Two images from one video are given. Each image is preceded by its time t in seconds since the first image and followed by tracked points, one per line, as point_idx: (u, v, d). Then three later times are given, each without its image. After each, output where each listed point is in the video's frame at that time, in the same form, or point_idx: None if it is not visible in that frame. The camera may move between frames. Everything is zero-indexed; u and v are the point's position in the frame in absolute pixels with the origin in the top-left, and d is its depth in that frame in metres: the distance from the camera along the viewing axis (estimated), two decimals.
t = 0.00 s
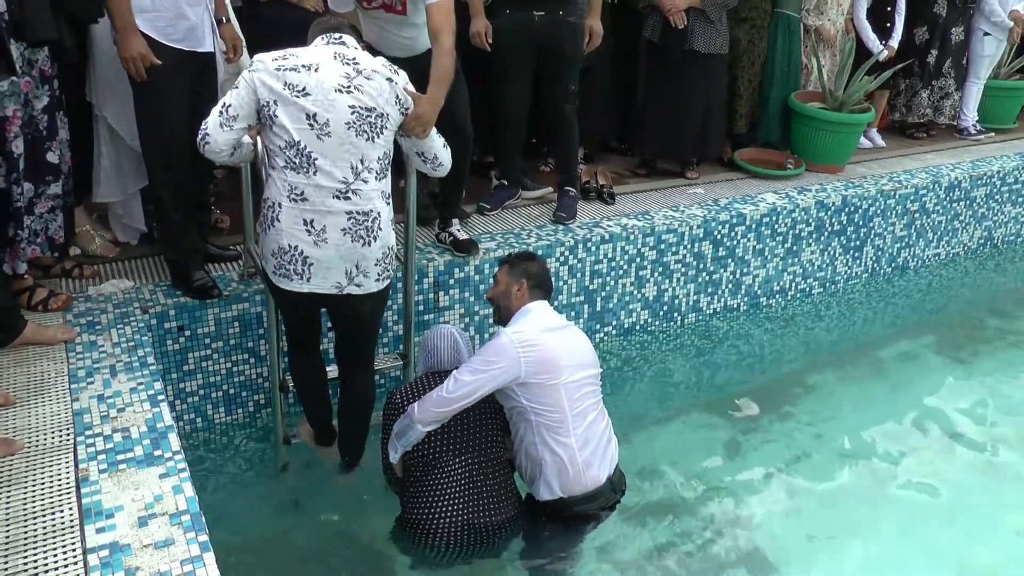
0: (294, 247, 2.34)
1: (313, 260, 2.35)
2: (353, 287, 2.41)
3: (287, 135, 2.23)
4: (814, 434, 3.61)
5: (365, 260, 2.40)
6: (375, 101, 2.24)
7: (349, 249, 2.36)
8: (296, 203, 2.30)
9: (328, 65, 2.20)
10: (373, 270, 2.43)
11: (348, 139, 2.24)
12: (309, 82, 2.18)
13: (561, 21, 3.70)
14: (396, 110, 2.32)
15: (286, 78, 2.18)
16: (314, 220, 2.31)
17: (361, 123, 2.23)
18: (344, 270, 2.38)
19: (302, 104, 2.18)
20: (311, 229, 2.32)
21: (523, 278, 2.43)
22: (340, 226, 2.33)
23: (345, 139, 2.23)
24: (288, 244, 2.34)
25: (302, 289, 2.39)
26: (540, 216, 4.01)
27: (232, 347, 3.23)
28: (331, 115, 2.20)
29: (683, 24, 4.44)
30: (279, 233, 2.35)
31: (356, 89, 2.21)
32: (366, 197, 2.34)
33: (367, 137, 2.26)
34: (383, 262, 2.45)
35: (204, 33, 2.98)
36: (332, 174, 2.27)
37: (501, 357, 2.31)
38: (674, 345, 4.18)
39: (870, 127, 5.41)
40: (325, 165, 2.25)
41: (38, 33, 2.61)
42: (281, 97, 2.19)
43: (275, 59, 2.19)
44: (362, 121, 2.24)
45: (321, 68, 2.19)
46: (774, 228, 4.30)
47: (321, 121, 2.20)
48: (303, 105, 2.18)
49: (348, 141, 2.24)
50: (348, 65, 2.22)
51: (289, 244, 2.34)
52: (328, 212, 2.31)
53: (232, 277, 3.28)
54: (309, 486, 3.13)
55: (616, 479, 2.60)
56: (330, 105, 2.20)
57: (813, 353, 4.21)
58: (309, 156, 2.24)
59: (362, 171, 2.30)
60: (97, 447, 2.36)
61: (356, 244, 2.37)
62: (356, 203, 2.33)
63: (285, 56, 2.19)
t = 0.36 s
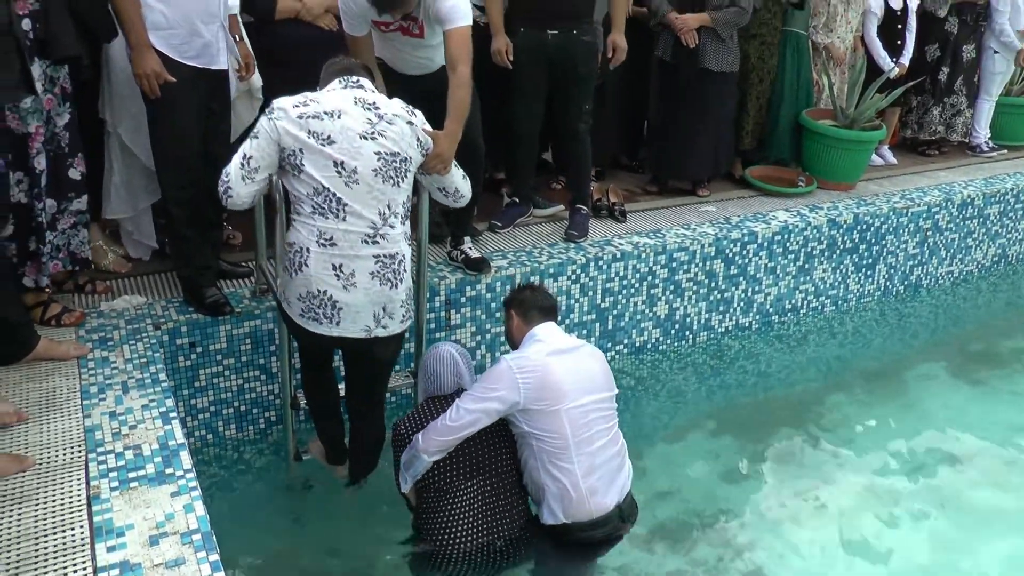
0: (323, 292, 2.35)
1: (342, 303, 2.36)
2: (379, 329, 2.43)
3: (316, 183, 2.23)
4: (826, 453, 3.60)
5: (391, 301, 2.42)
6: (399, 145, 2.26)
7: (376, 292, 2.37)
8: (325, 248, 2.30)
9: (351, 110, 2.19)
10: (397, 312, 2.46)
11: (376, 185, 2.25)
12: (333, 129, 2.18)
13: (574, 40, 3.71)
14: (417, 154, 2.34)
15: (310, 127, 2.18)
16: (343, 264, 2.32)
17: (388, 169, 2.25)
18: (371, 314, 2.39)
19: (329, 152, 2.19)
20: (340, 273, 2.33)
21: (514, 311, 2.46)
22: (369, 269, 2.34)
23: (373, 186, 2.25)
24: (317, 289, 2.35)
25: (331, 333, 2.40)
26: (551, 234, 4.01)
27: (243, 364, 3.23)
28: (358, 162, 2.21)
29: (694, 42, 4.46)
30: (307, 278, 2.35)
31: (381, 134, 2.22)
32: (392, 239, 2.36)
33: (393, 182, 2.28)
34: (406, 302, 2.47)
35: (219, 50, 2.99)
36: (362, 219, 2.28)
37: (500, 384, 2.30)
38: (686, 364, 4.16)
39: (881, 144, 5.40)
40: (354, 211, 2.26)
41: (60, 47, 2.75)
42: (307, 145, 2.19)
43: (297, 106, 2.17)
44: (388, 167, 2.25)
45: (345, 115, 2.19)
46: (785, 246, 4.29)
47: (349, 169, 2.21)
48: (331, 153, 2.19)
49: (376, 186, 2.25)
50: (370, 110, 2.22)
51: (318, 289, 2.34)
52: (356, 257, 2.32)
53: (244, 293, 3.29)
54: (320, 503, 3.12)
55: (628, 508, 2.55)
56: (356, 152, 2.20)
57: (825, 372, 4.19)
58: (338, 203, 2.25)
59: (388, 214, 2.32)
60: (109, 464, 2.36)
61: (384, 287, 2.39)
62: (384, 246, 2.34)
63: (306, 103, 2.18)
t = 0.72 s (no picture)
0: (386, 365, 2.42)
1: (405, 376, 2.43)
2: (439, 398, 2.51)
3: (379, 258, 2.32)
4: (871, 493, 3.55)
5: (449, 369, 2.51)
6: (459, 217, 2.37)
7: (436, 362, 2.46)
8: (389, 321, 2.38)
9: (413, 184, 2.30)
10: (452, 379, 2.54)
11: (438, 258, 2.36)
12: (397, 204, 2.28)
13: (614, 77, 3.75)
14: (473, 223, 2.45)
15: (373, 201, 2.27)
16: (406, 337, 2.40)
17: (448, 242, 2.36)
18: (433, 384, 2.48)
19: (393, 227, 2.29)
20: (403, 345, 2.41)
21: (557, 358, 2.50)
22: (430, 339, 2.43)
23: (435, 259, 2.35)
24: (380, 361, 2.42)
25: (392, 404, 2.46)
26: (592, 270, 4.02)
27: (285, 398, 3.26)
28: (421, 236, 2.31)
29: (731, 80, 4.48)
30: (369, 352, 2.42)
31: (442, 208, 2.33)
32: (451, 309, 2.46)
33: (452, 254, 2.39)
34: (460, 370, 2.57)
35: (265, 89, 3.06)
36: (424, 290, 2.38)
37: (550, 415, 2.33)
38: (728, 401, 4.13)
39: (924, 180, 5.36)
40: (417, 283, 2.36)
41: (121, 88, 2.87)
42: (371, 219, 2.28)
43: (361, 178, 2.27)
44: (448, 239, 2.36)
45: (407, 188, 2.29)
46: (827, 283, 4.26)
47: (413, 244, 2.31)
48: (395, 228, 2.29)
49: (438, 260, 2.36)
50: (431, 182, 2.32)
51: (381, 362, 2.41)
52: (418, 328, 2.40)
53: (287, 328, 3.33)
54: (360, 538, 3.12)
55: (676, 544, 2.51)
56: (419, 226, 2.31)
57: (869, 411, 4.14)
58: (402, 277, 2.34)
59: (448, 285, 2.43)
60: (153, 496, 2.39)
61: (444, 356, 2.48)
62: (444, 317, 2.44)
63: (370, 174, 2.27)
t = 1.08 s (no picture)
0: (415, 390, 2.43)
1: (434, 398, 2.45)
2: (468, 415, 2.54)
3: (401, 285, 2.34)
4: (884, 501, 3.53)
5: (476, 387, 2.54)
6: (479, 239, 2.37)
7: (462, 381, 2.48)
8: (414, 345, 2.40)
9: (432, 209, 2.30)
10: (477, 397, 2.58)
11: (460, 281, 2.37)
12: (416, 229, 2.29)
13: (626, 86, 3.75)
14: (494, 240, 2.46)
15: (393, 227, 2.28)
16: (431, 359, 2.42)
17: (469, 265, 2.37)
18: (460, 404, 2.50)
19: (414, 253, 2.30)
20: (430, 367, 2.42)
21: (575, 366, 2.51)
22: (456, 360, 2.45)
23: (457, 282, 2.37)
24: (409, 387, 2.43)
25: (423, 426, 2.48)
26: (603, 276, 4.02)
27: (296, 405, 3.27)
28: (443, 261, 2.32)
29: (743, 87, 4.47)
30: (397, 377, 2.42)
31: (462, 230, 2.33)
32: (474, 328, 2.48)
33: (473, 275, 2.40)
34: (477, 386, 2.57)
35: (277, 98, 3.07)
36: (448, 313, 2.40)
37: (572, 420, 2.32)
38: (739, 409, 4.12)
39: (937, 186, 5.34)
40: (440, 307, 2.38)
41: (137, 96, 2.95)
42: (389, 244, 2.29)
43: (379, 204, 2.27)
44: (469, 261, 2.37)
45: (426, 212, 2.29)
46: (839, 289, 4.25)
47: (434, 269, 2.32)
48: (415, 253, 2.30)
49: (459, 282, 2.37)
50: (450, 205, 2.32)
51: (410, 387, 2.43)
52: (444, 350, 2.42)
53: (298, 334, 3.34)
54: (370, 543, 3.13)
55: (693, 551, 2.51)
56: (440, 251, 2.32)
57: (882, 418, 4.12)
58: (425, 302, 2.36)
59: (470, 306, 2.45)
60: (164, 502, 2.40)
61: (469, 375, 2.50)
62: (468, 336, 2.46)
63: (389, 200, 2.28)
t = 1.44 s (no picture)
0: (421, 385, 2.43)
1: (440, 392, 2.44)
2: (475, 408, 2.54)
3: (405, 282, 2.34)
4: (883, 494, 3.54)
5: (482, 380, 2.54)
6: (483, 237, 2.38)
7: (468, 375, 2.48)
8: (419, 341, 2.40)
9: (435, 206, 2.30)
10: (486, 390, 2.58)
11: (463, 278, 2.38)
12: (420, 226, 2.29)
13: (625, 80, 3.75)
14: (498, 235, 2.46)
15: (396, 225, 2.28)
16: (436, 354, 2.42)
17: (473, 262, 2.37)
18: (467, 397, 2.50)
19: (417, 250, 2.30)
20: (434, 362, 2.42)
21: (577, 356, 2.51)
22: (460, 354, 2.45)
23: (460, 278, 2.37)
24: (414, 382, 2.42)
25: (431, 421, 2.48)
26: (602, 270, 4.02)
27: (296, 400, 3.27)
28: (446, 258, 2.33)
29: (743, 82, 4.47)
30: (403, 373, 2.42)
31: (466, 228, 2.34)
32: (478, 322, 2.48)
33: (477, 271, 2.40)
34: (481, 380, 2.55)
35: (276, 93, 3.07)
36: (452, 308, 2.40)
37: (580, 421, 2.30)
38: (738, 403, 4.13)
39: (935, 180, 5.35)
40: (443, 304, 2.38)
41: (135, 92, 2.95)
42: (392, 242, 2.29)
43: (383, 201, 2.27)
44: (472, 258, 2.37)
45: (430, 210, 2.29)
46: (837, 283, 4.25)
47: (437, 266, 2.33)
48: (418, 250, 2.30)
49: (463, 280, 2.38)
50: (453, 203, 2.32)
51: (416, 382, 2.42)
52: (448, 345, 2.42)
53: (297, 330, 3.34)
54: (370, 538, 3.13)
55: (696, 542, 2.52)
56: (443, 248, 2.33)
57: (881, 412, 4.13)
58: (429, 299, 2.36)
59: (474, 303, 2.45)
60: (164, 497, 2.40)
61: (474, 368, 2.50)
62: (472, 330, 2.47)
63: (392, 198, 2.28)
